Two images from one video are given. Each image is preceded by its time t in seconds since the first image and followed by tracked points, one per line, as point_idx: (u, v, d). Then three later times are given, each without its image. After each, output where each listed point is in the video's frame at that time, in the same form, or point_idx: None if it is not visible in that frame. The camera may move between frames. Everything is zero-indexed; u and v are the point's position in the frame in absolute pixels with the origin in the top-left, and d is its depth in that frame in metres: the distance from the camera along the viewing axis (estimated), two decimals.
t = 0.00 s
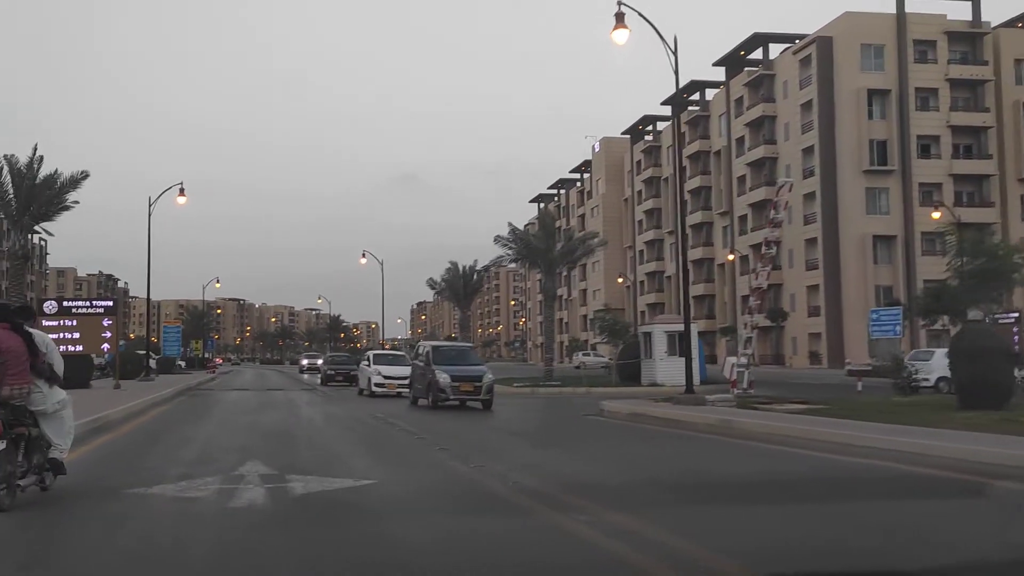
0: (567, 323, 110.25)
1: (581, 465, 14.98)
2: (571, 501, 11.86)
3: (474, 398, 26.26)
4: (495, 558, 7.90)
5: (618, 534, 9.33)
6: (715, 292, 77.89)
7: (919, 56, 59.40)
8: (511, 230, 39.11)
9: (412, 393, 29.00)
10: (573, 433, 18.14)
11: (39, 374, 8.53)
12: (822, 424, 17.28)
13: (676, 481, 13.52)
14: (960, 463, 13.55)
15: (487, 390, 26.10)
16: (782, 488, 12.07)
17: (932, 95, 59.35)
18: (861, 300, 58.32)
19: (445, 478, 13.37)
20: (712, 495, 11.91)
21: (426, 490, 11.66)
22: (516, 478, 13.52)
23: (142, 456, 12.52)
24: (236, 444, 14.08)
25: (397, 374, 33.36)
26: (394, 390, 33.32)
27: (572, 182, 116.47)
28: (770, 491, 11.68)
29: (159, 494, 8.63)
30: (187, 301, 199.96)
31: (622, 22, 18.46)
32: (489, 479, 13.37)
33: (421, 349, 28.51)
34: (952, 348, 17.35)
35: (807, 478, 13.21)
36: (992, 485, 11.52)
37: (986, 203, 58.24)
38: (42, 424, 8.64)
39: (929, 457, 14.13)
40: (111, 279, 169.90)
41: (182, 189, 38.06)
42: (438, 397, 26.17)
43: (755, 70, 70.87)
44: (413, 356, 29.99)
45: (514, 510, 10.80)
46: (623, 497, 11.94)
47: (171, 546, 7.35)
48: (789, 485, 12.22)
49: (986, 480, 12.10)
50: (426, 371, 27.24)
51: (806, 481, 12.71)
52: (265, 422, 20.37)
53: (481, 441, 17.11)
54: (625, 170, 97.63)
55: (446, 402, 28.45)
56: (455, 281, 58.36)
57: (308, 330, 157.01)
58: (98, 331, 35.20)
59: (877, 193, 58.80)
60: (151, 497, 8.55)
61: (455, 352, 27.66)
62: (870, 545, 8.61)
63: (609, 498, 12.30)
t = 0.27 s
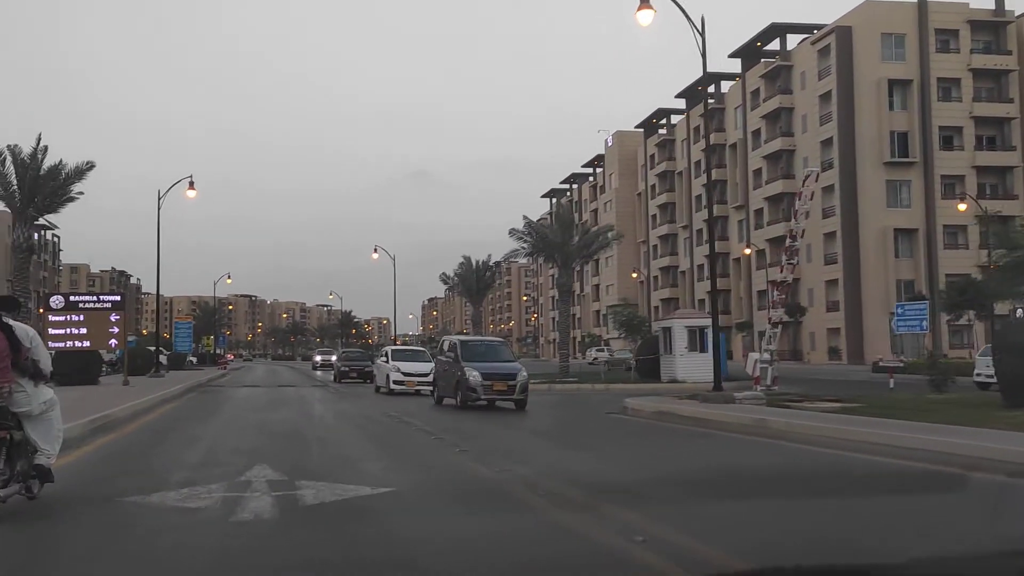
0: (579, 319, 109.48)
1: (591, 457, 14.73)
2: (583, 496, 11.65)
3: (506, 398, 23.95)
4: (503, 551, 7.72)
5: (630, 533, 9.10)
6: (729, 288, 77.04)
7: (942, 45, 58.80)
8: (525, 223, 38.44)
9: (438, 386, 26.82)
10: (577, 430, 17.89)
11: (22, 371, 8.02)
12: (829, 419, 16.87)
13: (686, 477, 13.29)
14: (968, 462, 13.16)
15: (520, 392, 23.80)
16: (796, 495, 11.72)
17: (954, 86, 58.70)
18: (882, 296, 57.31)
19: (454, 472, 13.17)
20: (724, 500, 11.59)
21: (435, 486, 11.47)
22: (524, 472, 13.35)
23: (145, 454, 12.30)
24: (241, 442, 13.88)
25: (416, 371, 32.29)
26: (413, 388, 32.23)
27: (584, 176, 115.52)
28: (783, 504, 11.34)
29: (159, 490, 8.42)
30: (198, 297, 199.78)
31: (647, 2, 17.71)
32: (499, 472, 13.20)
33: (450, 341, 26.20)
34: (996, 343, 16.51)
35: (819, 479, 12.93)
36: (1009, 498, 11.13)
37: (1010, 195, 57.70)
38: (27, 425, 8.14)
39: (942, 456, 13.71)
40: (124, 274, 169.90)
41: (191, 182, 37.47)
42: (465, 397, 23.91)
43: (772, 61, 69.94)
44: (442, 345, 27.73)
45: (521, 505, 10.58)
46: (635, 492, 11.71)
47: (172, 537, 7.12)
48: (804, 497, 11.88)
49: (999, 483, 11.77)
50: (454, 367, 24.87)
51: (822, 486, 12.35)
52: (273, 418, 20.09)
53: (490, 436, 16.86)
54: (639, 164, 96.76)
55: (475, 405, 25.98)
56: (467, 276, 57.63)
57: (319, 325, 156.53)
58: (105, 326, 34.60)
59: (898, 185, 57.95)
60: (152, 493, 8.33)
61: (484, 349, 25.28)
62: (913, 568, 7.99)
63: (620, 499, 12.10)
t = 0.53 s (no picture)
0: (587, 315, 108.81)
1: (590, 450, 15.01)
2: (586, 498, 11.55)
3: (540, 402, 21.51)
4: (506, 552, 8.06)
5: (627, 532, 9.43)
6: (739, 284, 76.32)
7: (957, 38, 57.89)
8: (536, 217, 37.67)
9: (461, 386, 24.34)
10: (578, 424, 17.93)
11: None
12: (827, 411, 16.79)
13: (687, 473, 13.42)
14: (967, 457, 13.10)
15: (555, 392, 21.40)
16: (795, 499, 11.76)
17: (969, 79, 57.76)
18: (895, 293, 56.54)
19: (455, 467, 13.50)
20: (720, 498, 11.85)
21: (437, 483, 11.81)
22: (519, 466, 13.67)
23: (148, 449, 12.48)
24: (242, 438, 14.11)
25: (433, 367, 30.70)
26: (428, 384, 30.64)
27: (592, 171, 114.65)
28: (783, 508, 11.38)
29: (160, 497, 8.31)
30: (203, 293, 199.48)
31: None
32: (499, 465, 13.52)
33: (473, 337, 23.74)
34: None
35: (823, 479, 12.86)
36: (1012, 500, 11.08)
37: None
38: None
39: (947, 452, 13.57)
40: (130, 270, 169.92)
41: (195, 174, 36.88)
42: (495, 398, 21.44)
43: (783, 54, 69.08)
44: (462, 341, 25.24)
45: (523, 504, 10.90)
46: (631, 490, 12.02)
47: (187, 525, 7.39)
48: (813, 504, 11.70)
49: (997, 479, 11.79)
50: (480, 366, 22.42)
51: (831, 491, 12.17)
52: (274, 413, 20.27)
53: (491, 432, 17.09)
54: (647, 160, 95.90)
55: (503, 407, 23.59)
56: (475, 271, 56.95)
57: (325, 322, 155.96)
58: (105, 321, 34.00)
59: (912, 179, 56.99)
60: (160, 495, 8.56)
61: (518, 345, 22.87)
62: None
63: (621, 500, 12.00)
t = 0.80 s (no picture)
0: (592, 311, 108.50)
1: (582, 439, 16.04)
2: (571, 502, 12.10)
3: (578, 403, 19.44)
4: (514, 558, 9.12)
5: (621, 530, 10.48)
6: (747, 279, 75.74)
7: (969, 30, 56.97)
8: (545, 209, 36.99)
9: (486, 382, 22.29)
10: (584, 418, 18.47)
11: None
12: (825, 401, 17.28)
13: (685, 467, 14.14)
14: (960, 457, 13.59)
15: (595, 394, 19.35)
16: (795, 501, 12.31)
17: (982, 71, 56.83)
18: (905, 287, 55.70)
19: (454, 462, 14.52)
20: (714, 492, 12.68)
21: (440, 482, 12.85)
22: (508, 469, 13.90)
23: (162, 452, 13.14)
24: (247, 432, 14.82)
25: (448, 364, 28.63)
26: (444, 383, 28.57)
27: (597, 164, 113.76)
28: (781, 509, 11.93)
29: (152, 507, 8.23)
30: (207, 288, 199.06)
31: None
32: (496, 458, 14.57)
33: (504, 330, 21.66)
34: None
35: (823, 483, 13.29)
36: (1011, 510, 11.36)
37: None
38: None
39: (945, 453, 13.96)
40: (132, 265, 169.36)
41: (197, 167, 36.24)
42: (529, 400, 19.40)
43: (791, 46, 68.16)
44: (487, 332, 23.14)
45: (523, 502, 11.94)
46: (618, 487, 12.85)
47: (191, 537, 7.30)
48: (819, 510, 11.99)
49: (986, 481, 12.33)
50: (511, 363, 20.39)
51: (837, 497, 12.42)
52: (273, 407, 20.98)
53: (491, 426, 17.92)
54: (653, 153, 95.14)
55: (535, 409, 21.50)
56: (481, 265, 56.26)
57: (328, 316, 155.36)
58: (101, 315, 33.44)
59: (924, 173, 56.10)
60: (153, 504, 8.45)
61: (549, 340, 20.85)
62: None
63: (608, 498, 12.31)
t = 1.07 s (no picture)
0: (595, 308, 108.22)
1: (567, 438, 16.48)
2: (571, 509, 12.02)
3: (623, 405, 17.86)
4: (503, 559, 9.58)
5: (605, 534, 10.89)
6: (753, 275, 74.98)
7: (980, 22, 56.12)
8: (552, 203, 36.29)
9: (515, 381, 20.72)
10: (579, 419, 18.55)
11: None
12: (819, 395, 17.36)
13: (675, 466, 14.26)
14: (951, 450, 13.59)
15: (642, 397, 17.81)
16: (787, 499, 12.21)
17: (993, 64, 55.94)
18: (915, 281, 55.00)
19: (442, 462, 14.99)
20: (699, 491, 12.83)
21: (434, 482, 13.13)
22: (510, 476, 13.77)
23: (154, 459, 13.38)
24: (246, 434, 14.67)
25: (464, 363, 26.38)
26: (460, 383, 26.24)
27: (601, 160, 112.92)
28: (775, 510, 11.80)
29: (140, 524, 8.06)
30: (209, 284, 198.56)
31: None
32: (483, 460, 15.03)
33: (536, 326, 20.07)
34: None
35: (849, 487, 12.58)
36: None
37: None
38: None
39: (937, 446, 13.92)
40: (134, 262, 168.94)
41: (195, 159, 35.54)
42: (570, 403, 17.82)
43: (799, 39, 67.30)
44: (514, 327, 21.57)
45: (511, 501, 12.42)
46: (619, 492, 12.76)
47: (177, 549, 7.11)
48: (820, 511, 11.76)
49: (975, 472, 12.32)
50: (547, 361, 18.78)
51: (839, 496, 12.16)
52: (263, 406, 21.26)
53: (481, 426, 18.24)
54: (657, 149, 94.36)
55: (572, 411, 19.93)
56: (486, 260, 55.57)
57: (331, 312, 154.75)
58: (94, 309, 32.66)
59: (933, 168, 55.24)
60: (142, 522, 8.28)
61: (587, 335, 19.23)
62: None
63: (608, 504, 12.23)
